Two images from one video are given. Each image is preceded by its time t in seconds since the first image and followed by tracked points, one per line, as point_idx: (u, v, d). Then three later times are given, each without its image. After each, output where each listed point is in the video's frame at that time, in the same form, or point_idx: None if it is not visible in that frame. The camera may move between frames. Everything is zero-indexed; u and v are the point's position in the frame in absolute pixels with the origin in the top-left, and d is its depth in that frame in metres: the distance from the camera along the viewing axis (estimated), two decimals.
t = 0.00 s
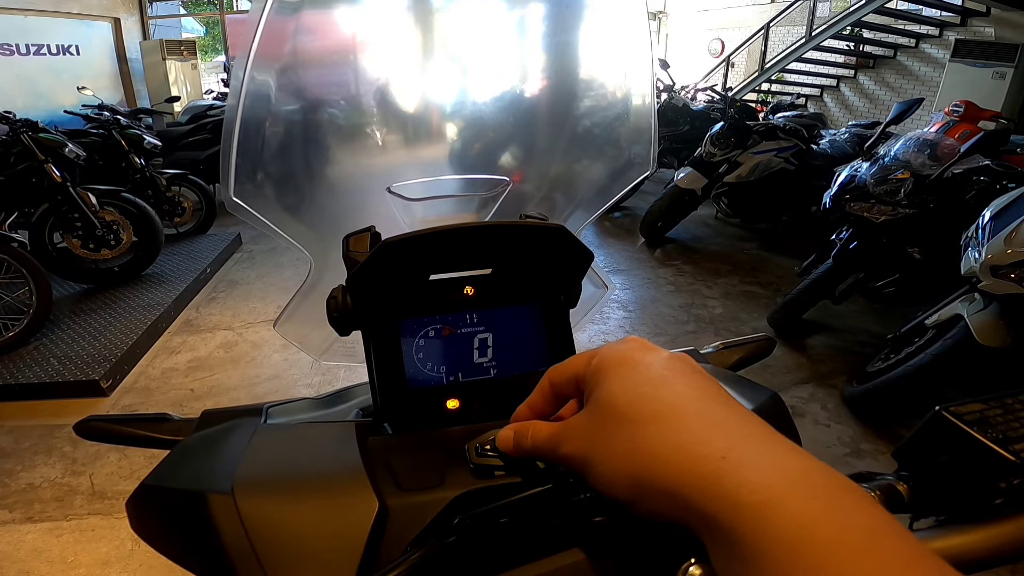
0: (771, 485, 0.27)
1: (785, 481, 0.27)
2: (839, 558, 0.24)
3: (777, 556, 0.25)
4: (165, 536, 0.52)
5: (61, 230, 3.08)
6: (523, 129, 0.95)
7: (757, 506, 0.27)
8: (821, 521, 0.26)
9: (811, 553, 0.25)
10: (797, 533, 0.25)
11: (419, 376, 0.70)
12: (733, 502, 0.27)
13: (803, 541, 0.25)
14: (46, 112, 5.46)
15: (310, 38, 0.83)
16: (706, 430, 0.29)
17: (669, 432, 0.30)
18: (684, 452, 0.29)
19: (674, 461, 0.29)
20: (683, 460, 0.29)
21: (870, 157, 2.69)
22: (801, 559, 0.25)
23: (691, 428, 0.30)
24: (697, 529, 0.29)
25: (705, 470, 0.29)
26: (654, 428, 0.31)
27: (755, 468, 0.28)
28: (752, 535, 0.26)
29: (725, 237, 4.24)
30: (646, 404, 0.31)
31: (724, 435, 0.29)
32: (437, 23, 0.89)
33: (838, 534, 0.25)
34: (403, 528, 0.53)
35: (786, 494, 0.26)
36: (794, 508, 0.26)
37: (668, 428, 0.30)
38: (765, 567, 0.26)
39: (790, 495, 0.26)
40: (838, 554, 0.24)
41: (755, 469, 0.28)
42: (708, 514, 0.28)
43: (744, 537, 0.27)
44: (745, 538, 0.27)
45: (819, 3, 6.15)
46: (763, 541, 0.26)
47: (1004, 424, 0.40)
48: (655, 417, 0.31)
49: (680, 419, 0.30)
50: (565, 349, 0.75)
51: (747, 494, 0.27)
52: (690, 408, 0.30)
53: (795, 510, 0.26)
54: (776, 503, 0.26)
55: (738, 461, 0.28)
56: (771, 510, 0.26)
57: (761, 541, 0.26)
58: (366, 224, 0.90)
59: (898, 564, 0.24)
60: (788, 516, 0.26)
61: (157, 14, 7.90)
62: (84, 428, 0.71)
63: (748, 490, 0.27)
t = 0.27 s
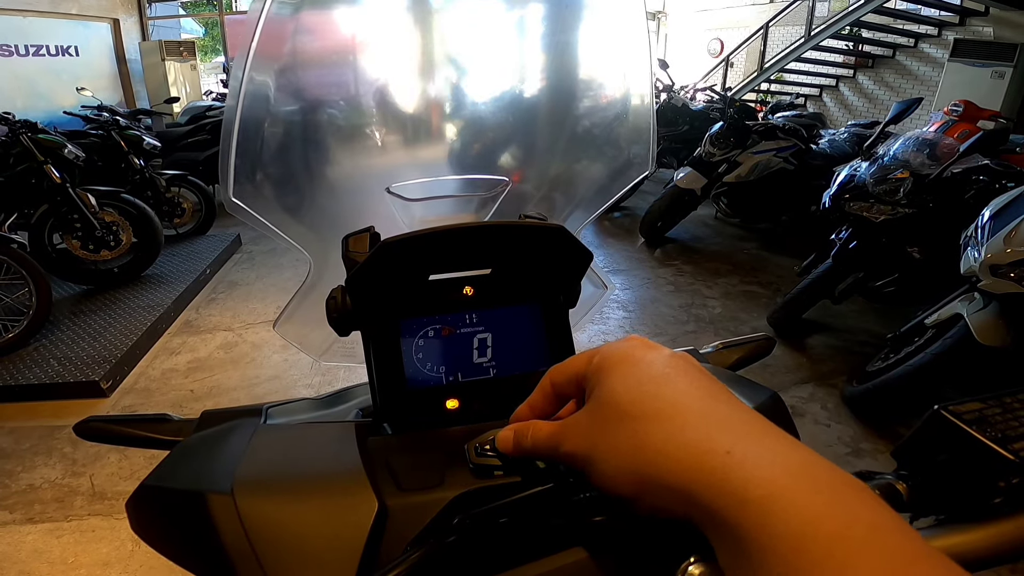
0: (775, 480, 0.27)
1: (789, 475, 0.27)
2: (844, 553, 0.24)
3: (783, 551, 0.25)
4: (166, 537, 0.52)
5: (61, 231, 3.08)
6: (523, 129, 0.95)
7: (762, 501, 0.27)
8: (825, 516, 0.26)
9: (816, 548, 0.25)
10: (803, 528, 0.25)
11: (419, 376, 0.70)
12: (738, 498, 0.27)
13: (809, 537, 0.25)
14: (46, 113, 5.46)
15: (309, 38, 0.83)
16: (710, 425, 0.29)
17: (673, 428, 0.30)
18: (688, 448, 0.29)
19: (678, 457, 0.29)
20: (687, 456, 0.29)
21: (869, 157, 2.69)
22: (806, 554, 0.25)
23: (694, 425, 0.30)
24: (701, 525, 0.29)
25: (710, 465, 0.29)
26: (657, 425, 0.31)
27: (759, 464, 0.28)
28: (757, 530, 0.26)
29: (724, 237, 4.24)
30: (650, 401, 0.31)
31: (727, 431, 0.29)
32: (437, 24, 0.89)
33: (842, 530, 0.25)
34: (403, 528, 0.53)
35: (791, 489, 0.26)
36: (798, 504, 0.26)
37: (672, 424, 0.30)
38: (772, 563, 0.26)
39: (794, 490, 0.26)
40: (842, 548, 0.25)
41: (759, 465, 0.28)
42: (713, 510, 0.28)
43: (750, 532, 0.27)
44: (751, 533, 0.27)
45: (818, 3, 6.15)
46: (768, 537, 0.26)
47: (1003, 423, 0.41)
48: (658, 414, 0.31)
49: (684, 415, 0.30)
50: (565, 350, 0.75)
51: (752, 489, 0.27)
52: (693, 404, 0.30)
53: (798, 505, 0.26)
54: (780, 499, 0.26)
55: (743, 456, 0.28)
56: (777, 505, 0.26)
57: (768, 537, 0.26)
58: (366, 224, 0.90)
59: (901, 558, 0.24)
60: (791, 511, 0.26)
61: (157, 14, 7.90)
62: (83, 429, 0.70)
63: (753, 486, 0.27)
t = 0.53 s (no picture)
0: (807, 466, 0.27)
1: (810, 463, 0.28)
2: (879, 534, 0.25)
3: (815, 533, 0.26)
4: (165, 536, 0.52)
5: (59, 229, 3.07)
6: (522, 128, 0.95)
7: (795, 487, 0.27)
8: (855, 502, 0.26)
9: (851, 531, 0.25)
10: (836, 511, 0.26)
11: (418, 376, 0.70)
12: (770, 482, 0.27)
13: (842, 519, 0.25)
14: (44, 111, 5.46)
15: (308, 38, 0.82)
16: (739, 412, 0.30)
17: (698, 414, 0.30)
18: (716, 433, 0.29)
19: (706, 442, 0.29)
20: (715, 441, 0.29)
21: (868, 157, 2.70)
22: (840, 536, 0.25)
23: (723, 411, 0.30)
24: (722, 513, 0.29)
25: (738, 451, 0.29)
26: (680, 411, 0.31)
27: (789, 451, 0.28)
28: (790, 515, 0.26)
29: (724, 237, 4.24)
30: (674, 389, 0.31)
31: (756, 419, 0.29)
32: (436, 22, 0.88)
33: (873, 513, 0.26)
34: (403, 528, 0.53)
35: (822, 475, 0.27)
36: (830, 489, 0.26)
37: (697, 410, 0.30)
38: (803, 546, 0.26)
39: (825, 476, 0.27)
40: (877, 531, 0.25)
41: (788, 452, 0.28)
42: (741, 494, 0.28)
43: (783, 515, 0.27)
44: (781, 517, 0.27)
45: (818, 3, 6.15)
46: (790, 521, 0.26)
47: (1000, 424, 0.40)
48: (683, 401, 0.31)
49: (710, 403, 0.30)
50: (564, 349, 0.75)
51: (783, 473, 0.27)
52: (720, 393, 0.31)
53: (831, 490, 0.26)
54: (812, 484, 0.27)
55: (772, 443, 0.28)
56: (809, 490, 0.27)
57: (800, 521, 0.26)
58: (366, 223, 0.90)
59: (927, 544, 0.25)
60: (826, 495, 0.26)
61: (156, 12, 7.89)
62: (82, 428, 0.70)
63: (784, 471, 0.27)
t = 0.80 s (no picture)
0: (791, 472, 0.27)
1: (797, 468, 0.27)
2: (861, 543, 0.24)
3: (799, 540, 0.25)
4: (165, 537, 0.52)
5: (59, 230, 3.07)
6: (522, 128, 0.95)
7: (779, 493, 0.27)
8: (841, 508, 0.26)
9: (834, 538, 0.25)
10: (820, 519, 0.26)
11: (419, 376, 0.70)
12: (754, 488, 0.27)
13: (826, 527, 0.25)
14: (44, 111, 5.46)
15: (308, 38, 0.82)
16: (725, 415, 0.30)
17: (686, 417, 0.30)
18: (704, 438, 0.29)
19: (693, 447, 0.29)
20: (702, 446, 0.29)
21: (868, 156, 2.70)
22: (822, 544, 0.25)
23: (710, 415, 0.30)
24: (712, 517, 0.29)
25: (725, 456, 0.29)
26: (669, 415, 0.31)
27: (775, 456, 0.28)
28: (774, 521, 0.26)
29: (723, 236, 4.24)
30: (663, 392, 0.32)
31: (743, 423, 0.29)
32: (435, 22, 0.89)
33: (858, 521, 0.25)
34: (403, 529, 0.53)
35: (807, 481, 0.27)
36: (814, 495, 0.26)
37: (685, 414, 0.30)
38: (787, 553, 0.26)
39: (810, 481, 0.27)
40: (859, 538, 0.25)
41: (774, 457, 0.28)
42: (727, 500, 0.28)
43: (766, 522, 0.27)
44: (766, 524, 0.27)
45: (817, 3, 6.15)
46: (780, 526, 0.26)
47: (1000, 424, 0.40)
48: (671, 404, 0.31)
49: (698, 406, 0.30)
50: (564, 349, 0.75)
51: (768, 480, 0.27)
52: (708, 396, 0.31)
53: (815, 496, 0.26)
54: (796, 491, 0.27)
55: (758, 448, 0.28)
56: (793, 497, 0.26)
57: (784, 527, 0.26)
58: (366, 223, 0.90)
59: (914, 552, 0.25)
60: (809, 502, 0.26)
61: (156, 13, 7.89)
62: (81, 428, 0.70)
63: (769, 477, 0.27)
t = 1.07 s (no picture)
0: (781, 477, 0.27)
1: (786, 473, 0.27)
2: (848, 549, 0.24)
3: (788, 546, 0.25)
4: (165, 537, 0.52)
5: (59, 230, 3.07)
6: (522, 128, 0.95)
7: (767, 499, 0.27)
8: (829, 513, 0.26)
9: (822, 545, 0.25)
10: (809, 525, 0.26)
11: (418, 376, 0.70)
12: (743, 493, 0.27)
13: (815, 534, 0.25)
14: (44, 112, 5.46)
15: (308, 38, 0.82)
16: (716, 420, 0.29)
17: (676, 422, 0.30)
18: (695, 443, 0.29)
19: (684, 451, 0.29)
20: (693, 451, 0.29)
21: (867, 156, 2.70)
22: (811, 550, 0.25)
23: (700, 421, 0.30)
24: (704, 522, 0.29)
25: (715, 461, 0.29)
26: (661, 420, 0.31)
27: (765, 461, 0.28)
28: (763, 527, 0.26)
29: (723, 237, 4.24)
30: (655, 396, 0.31)
31: (733, 428, 0.29)
32: (435, 23, 0.89)
33: (847, 527, 0.25)
34: (402, 529, 0.53)
35: (795, 486, 0.27)
36: (802, 501, 0.26)
37: (676, 418, 0.30)
38: (777, 559, 0.26)
39: (799, 487, 0.27)
40: (848, 544, 0.25)
41: (764, 461, 0.28)
42: (718, 505, 0.28)
43: (756, 528, 0.27)
44: (755, 530, 0.27)
45: (817, 3, 6.15)
46: (771, 532, 0.26)
47: (999, 423, 0.40)
48: (663, 409, 0.31)
49: (689, 411, 0.30)
50: (563, 349, 0.75)
51: (757, 485, 0.27)
52: (698, 399, 0.30)
53: (804, 502, 0.26)
54: (785, 496, 0.27)
55: (748, 452, 0.28)
56: (782, 503, 0.26)
57: (773, 534, 0.26)
58: (365, 223, 0.90)
59: (903, 555, 0.24)
60: (797, 508, 0.26)
61: (156, 13, 7.89)
62: (81, 428, 0.70)
63: (758, 483, 0.27)
